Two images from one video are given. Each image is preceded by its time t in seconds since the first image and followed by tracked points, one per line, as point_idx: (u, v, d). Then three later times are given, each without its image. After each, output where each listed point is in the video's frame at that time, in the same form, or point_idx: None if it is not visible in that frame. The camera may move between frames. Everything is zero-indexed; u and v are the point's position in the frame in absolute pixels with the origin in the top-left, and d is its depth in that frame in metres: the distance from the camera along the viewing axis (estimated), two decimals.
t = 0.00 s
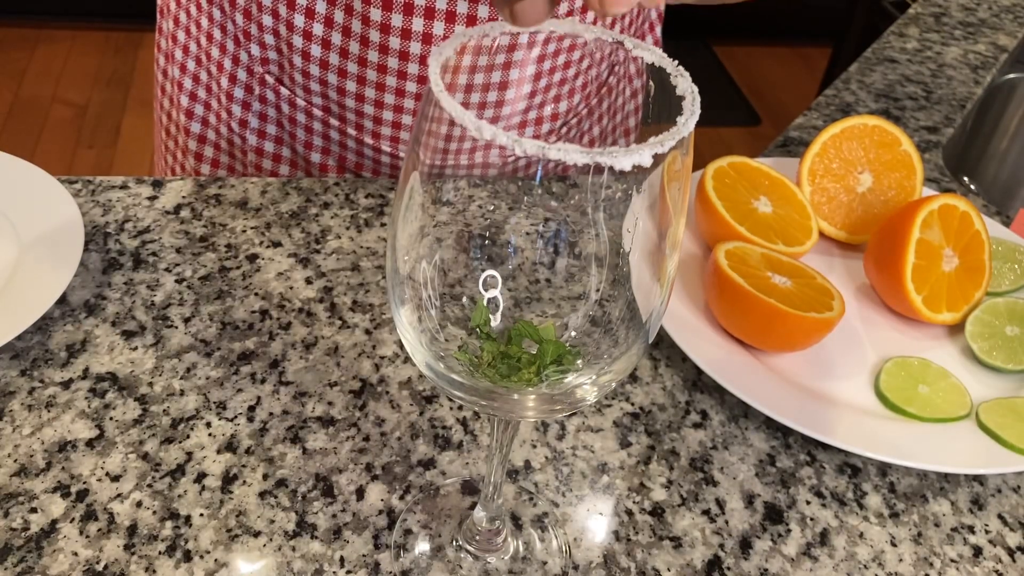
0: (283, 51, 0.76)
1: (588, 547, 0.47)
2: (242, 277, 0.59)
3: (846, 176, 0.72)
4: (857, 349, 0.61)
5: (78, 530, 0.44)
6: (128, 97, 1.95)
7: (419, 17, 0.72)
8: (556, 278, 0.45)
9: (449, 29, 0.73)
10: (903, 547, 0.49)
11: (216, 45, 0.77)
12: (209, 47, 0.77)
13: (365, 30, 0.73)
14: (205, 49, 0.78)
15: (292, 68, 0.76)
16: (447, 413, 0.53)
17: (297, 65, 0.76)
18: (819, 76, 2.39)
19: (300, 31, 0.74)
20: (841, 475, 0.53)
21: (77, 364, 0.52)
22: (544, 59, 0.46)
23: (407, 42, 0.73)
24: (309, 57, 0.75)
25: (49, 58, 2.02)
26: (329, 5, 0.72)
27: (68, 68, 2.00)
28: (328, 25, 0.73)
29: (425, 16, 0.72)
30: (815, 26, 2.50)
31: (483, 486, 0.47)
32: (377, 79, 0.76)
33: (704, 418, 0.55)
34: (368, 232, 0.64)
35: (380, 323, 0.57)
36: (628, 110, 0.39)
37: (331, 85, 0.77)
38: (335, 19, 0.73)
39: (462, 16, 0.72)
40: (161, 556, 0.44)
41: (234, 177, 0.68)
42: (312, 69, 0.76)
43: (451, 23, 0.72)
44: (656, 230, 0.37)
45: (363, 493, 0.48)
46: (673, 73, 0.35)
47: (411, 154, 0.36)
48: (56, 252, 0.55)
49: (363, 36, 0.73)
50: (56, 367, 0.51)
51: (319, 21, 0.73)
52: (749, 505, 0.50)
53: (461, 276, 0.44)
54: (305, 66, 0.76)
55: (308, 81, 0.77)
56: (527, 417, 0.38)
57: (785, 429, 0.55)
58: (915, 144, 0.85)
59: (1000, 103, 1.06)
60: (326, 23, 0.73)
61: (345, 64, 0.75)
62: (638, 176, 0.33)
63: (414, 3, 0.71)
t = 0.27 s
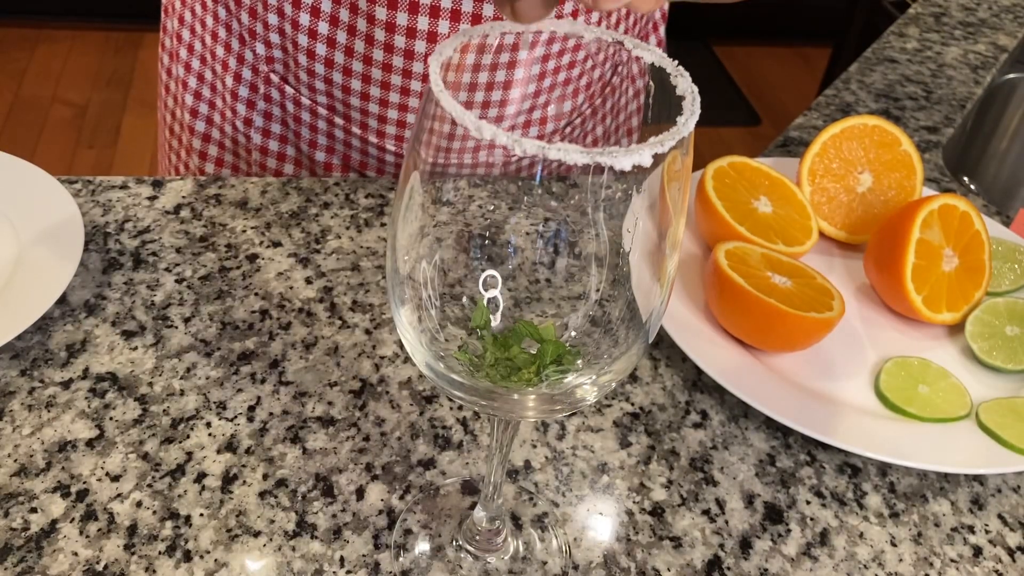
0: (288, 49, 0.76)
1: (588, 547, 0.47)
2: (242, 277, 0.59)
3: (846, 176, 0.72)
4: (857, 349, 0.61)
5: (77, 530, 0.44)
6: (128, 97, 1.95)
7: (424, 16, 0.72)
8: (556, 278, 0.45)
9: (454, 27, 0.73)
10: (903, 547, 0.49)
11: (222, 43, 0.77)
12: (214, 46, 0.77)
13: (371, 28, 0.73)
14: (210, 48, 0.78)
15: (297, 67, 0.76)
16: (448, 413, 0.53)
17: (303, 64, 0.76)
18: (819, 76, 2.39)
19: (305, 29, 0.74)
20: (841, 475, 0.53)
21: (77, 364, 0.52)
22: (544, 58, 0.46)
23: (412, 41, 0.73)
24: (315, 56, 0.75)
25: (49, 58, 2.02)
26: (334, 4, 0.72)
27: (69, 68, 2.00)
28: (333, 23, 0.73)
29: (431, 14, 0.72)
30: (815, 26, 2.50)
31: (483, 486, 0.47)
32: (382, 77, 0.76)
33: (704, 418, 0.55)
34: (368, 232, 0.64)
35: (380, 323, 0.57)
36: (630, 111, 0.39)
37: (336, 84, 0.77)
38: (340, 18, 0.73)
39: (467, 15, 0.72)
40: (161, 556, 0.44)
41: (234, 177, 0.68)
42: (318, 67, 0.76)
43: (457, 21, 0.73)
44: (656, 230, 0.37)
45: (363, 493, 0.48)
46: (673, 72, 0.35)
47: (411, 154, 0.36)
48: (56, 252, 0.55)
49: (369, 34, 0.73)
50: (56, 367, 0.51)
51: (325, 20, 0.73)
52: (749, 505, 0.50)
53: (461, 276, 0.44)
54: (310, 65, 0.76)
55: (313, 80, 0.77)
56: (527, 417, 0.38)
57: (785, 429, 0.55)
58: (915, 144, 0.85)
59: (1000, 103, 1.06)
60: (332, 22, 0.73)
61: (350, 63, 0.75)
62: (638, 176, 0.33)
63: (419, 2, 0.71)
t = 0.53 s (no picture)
0: (290, 50, 0.76)
1: (588, 547, 0.47)
2: (242, 277, 0.59)
3: (846, 176, 0.72)
4: (857, 349, 0.61)
5: (77, 530, 0.44)
6: (128, 97, 1.95)
7: (427, 17, 0.72)
8: (556, 278, 0.45)
9: (457, 28, 0.73)
10: (903, 547, 0.49)
11: (224, 44, 0.77)
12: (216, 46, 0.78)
13: (373, 29, 0.73)
14: (213, 49, 0.78)
15: (300, 67, 0.76)
16: (448, 413, 0.53)
17: (305, 65, 0.76)
18: (819, 76, 2.39)
19: (308, 30, 0.74)
20: (841, 475, 0.53)
21: (77, 364, 0.52)
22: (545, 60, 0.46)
23: (414, 42, 0.73)
24: (317, 57, 0.75)
25: (49, 58, 2.02)
26: (336, 5, 0.72)
27: (69, 68, 2.00)
28: (336, 24, 0.73)
29: (433, 16, 0.72)
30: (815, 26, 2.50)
31: (483, 486, 0.47)
32: (386, 78, 0.76)
33: (704, 418, 0.55)
34: (368, 232, 0.64)
35: (380, 323, 0.57)
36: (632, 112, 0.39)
37: (340, 84, 0.77)
38: (343, 19, 0.73)
39: (470, 16, 0.72)
40: (161, 556, 0.44)
41: (234, 177, 0.68)
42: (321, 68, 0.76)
43: (460, 23, 0.73)
44: (656, 230, 0.37)
45: (363, 493, 0.48)
46: (673, 72, 0.35)
47: (411, 154, 0.36)
48: (56, 252, 0.55)
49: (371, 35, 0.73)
50: (56, 367, 0.51)
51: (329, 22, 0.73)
52: (749, 505, 0.50)
53: (461, 276, 0.44)
54: (312, 65, 0.76)
55: (316, 81, 0.77)
56: (527, 418, 0.38)
57: (785, 429, 0.55)
58: (915, 144, 0.85)
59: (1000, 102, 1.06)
60: (334, 23, 0.73)
61: (352, 64, 0.75)
62: (638, 176, 0.33)
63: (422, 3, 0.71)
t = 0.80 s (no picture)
0: (291, 49, 0.76)
1: (588, 547, 0.47)
2: (242, 277, 0.59)
3: (846, 176, 0.72)
4: (857, 349, 0.61)
5: (77, 530, 0.44)
6: (128, 97, 1.95)
7: (428, 17, 0.72)
8: (556, 278, 0.45)
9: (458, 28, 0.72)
10: (903, 547, 0.49)
11: (226, 43, 0.77)
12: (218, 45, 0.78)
13: (375, 29, 0.73)
14: (215, 48, 0.78)
15: (301, 67, 0.76)
16: (448, 413, 0.53)
17: (307, 64, 0.76)
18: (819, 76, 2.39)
19: (309, 29, 0.74)
20: (841, 474, 0.53)
21: (77, 364, 0.52)
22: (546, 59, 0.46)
23: (416, 42, 0.73)
24: (319, 56, 0.75)
25: (49, 58, 2.02)
26: (337, 4, 0.72)
27: (68, 68, 2.00)
28: (337, 24, 0.73)
29: (435, 15, 0.72)
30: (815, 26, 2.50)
31: (483, 486, 0.47)
32: (387, 78, 0.75)
33: (704, 418, 0.55)
34: (368, 232, 0.64)
35: (380, 323, 0.57)
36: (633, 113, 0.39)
37: (341, 84, 0.77)
38: (344, 19, 0.73)
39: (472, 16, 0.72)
40: (160, 556, 0.44)
41: (234, 177, 0.68)
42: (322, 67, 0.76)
43: (461, 23, 0.72)
44: (656, 230, 0.37)
45: (363, 493, 0.48)
46: (673, 72, 0.35)
47: (411, 154, 0.36)
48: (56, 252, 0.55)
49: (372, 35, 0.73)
50: (56, 367, 0.51)
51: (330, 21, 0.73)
52: (749, 505, 0.50)
53: (461, 276, 0.44)
54: (314, 65, 0.76)
55: (317, 80, 0.77)
56: (528, 418, 0.38)
57: (785, 429, 0.55)
58: (915, 144, 0.85)
59: (1000, 103, 1.06)
60: (335, 22, 0.73)
61: (353, 63, 0.75)
62: (638, 176, 0.33)
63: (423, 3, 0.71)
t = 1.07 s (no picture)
0: (292, 48, 0.76)
1: (588, 547, 0.47)
2: (242, 277, 0.59)
3: (846, 176, 0.72)
4: (857, 349, 0.61)
5: (77, 530, 0.44)
6: (128, 97, 1.95)
7: (428, 15, 0.72)
8: (556, 278, 0.45)
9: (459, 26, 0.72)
10: (903, 547, 0.49)
11: (226, 43, 0.78)
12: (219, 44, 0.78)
13: (375, 28, 0.72)
14: (215, 47, 0.78)
15: (301, 66, 0.76)
16: (447, 413, 0.53)
17: (307, 63, 0.76)
18: (819, 76, 2.39)
19: (309, 28, 0.74)
20: (841, 475, 0.53)
21: (77, 364, 0.52)
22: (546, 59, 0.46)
23: (416, 40, 0.73)
24: (319, 55, 0.75)
25: (49, 59, 2.02)
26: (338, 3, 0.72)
27: (68, 68, 2.00)
28: (337, 23, 0.73)
29: (435, 14, 0.72)
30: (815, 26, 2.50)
31: (483, 486, 0.47)
32: (387, 77, 0.75)
33: (703, 418, 0.55)
34: (368, 232, 0.64)
35: (380, 323, 0.57)
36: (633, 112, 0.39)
37: (341, 83, 0.77)
38: (344, 18, 0.73)
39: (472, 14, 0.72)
40: (161, 556, 0.44)
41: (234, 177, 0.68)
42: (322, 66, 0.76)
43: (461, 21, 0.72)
44: (656, 230, 0.37)
45: (363, 493, 0.48)
46: (673, 73, 0.35)
47: (411, 154, 0.36)
48: (56, 252, 0.55)
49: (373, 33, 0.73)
50: (56, 367, 0.51)
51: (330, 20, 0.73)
52: (749, 505, 0.50)
53: (461, 276, 0.44)
54: (314, 64, 0.76)
55: (317, 79, 0.77)
56: (527, 418, 0.38)
57: (785, 429, 0.55)
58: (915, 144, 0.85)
59: (1000, 103, 1.06)
60: (335, 21, 0.73)
61: (354, 62, 0.75)
62: (639, 176, 0.33)
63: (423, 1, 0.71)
